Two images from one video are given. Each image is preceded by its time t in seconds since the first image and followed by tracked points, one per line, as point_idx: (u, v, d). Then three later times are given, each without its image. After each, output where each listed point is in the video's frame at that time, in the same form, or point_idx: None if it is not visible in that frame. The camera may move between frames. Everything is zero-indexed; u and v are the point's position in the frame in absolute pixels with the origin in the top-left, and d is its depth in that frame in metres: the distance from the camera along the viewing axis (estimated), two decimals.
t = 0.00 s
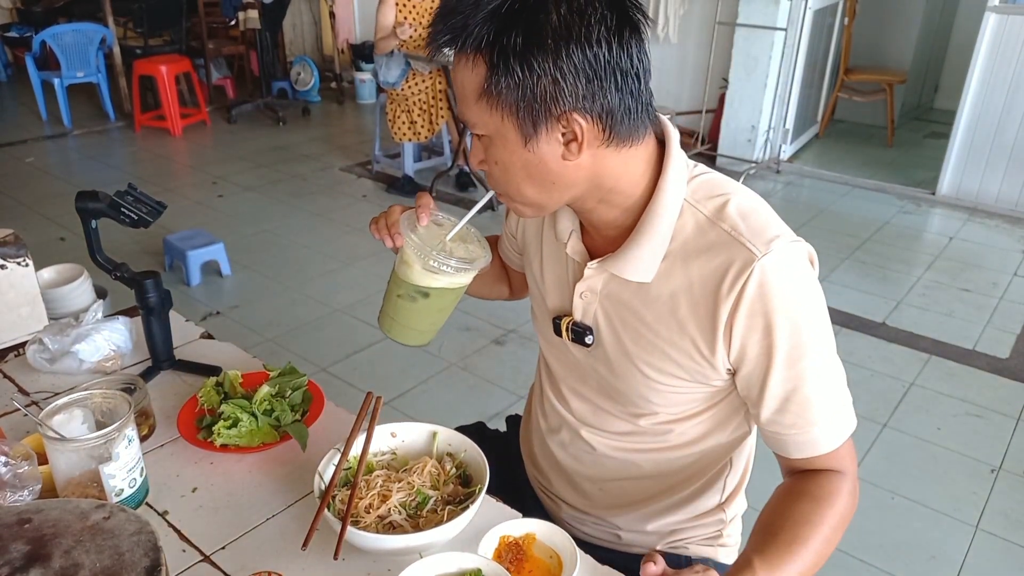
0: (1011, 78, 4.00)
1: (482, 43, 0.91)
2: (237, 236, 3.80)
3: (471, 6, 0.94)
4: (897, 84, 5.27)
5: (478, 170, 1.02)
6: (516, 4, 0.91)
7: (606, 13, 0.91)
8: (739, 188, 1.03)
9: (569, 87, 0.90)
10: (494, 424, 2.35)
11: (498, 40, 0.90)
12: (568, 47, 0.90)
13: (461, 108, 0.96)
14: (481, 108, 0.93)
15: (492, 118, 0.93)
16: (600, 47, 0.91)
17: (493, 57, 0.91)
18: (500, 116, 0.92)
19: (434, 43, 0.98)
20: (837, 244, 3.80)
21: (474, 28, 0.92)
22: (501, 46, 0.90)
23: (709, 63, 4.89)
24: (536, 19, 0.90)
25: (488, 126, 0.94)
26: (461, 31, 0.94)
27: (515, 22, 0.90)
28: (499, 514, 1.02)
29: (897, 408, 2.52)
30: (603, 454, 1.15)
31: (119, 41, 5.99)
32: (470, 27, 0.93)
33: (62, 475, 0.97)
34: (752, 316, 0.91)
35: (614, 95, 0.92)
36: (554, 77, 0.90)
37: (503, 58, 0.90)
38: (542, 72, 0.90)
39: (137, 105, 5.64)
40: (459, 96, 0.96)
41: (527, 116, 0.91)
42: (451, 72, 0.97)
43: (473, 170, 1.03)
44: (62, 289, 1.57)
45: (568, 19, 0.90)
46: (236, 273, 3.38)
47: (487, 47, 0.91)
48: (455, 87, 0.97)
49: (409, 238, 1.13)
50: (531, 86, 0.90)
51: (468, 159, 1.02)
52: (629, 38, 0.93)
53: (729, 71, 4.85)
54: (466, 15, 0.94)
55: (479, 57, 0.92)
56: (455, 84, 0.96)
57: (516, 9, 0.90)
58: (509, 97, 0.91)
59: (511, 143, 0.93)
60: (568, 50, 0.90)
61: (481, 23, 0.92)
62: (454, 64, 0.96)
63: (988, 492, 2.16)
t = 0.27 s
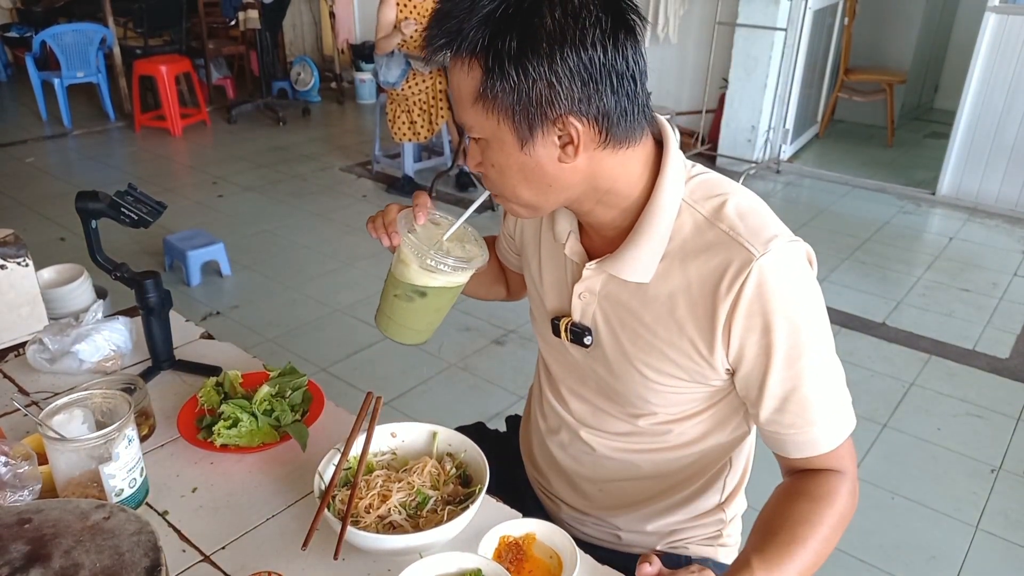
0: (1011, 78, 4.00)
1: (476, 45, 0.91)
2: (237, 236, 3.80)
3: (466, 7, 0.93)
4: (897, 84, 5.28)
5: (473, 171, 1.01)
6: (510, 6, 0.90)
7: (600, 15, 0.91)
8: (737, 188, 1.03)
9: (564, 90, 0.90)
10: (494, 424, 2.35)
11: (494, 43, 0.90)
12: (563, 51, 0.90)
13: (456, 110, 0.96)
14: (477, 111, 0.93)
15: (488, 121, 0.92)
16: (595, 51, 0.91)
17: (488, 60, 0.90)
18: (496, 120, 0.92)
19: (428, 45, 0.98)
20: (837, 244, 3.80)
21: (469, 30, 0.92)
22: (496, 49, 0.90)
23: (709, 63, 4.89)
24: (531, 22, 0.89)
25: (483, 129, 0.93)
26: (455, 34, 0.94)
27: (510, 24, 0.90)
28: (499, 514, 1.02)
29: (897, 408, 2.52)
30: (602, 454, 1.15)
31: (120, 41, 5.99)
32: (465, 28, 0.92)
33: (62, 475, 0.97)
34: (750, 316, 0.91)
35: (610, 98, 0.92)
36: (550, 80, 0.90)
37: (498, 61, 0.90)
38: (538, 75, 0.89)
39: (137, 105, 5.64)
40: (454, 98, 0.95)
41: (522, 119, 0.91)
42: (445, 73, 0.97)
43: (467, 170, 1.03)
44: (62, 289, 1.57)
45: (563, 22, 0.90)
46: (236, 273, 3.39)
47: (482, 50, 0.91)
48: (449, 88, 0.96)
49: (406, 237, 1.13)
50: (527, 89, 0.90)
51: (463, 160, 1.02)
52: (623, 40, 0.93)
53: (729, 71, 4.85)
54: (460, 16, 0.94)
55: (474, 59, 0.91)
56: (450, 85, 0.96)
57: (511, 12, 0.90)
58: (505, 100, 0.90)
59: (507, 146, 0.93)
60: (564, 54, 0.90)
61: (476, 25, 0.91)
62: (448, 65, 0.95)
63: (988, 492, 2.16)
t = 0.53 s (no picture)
0: (1011, 78, 4.00)
1: (477, 45, 0.91)
2: (237, 236, 3.80)
3: (467, 6, 0.93)
4: (897, 84, 5.27)
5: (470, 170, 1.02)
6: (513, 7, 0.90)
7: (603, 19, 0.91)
8: (736, 188, 1.03)
9: (564, 93, 0.90)
10: (494, 424, 2.35)
11: (495, 44, 0.90)
12: (564, 53, 0.90)
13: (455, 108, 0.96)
14: (476, 111, 0.93)
15: (487, 121, 0.92)
16: (597, 54, 0.91)
17: (489, 60, 0.90)
18: (495, 120, 0.92)
19: (429, 42, 0.98)
20: (837, 244, 3.80)
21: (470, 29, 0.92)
22: (497, 49, 0.90)
23: (709, 63, 4.89)
24: (533, 24, 0.89)
25: (482, 129, 0.94)
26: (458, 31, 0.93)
27: (512, 25, 0.90)
28: (499, 514, 1.02)
29: (897, 408, 2.52)
30: (601, 455, 1.15)
31: (119, 41, 5.99)
32: (467, 27, 0.92)
33: (62, 475, 0.97)
34: (749, 316, 0.92)
35: (609, 102, 0.92)
36: (550, 82, 0.90)
37: (499, 62, 0.90)
38: (538, 77, 0.89)
39: (137, 105, 5.64)
40: (453, 96, 0.95)
41: (522, 121, 0.91)
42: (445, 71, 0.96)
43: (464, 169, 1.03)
44: (62, 288, 1.57)
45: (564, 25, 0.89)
46: (236, 273, 3.39)
47: (483, 49, 0.90)
48: (449, 87, 0.96)
49: (405, 236, 1.13)
50: (527, 92, 0.90)
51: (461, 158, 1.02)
52: (626, 45, 0.93)
53: (728, 71, 4.86)
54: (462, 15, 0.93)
55: (474, 59, 0.91)
56: (450, 83, 0.96)
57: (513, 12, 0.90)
58: (504, 101, 0.90)
59: (505, 147, 0.93)
60: (565, 56, 0.89)
61: (478, 25, 0.91)
62: (448, 63, 0.95)
63: (988, 492, 2.16)
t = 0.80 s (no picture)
0: (1011, 78, 4.00)
1: (488, 44, 0.90)
2: (237, 236, 3.80)
3: (479, 3, 0.92)
4: (897, 84, 5.27)
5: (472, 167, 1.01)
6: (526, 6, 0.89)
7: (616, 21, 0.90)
8: (737, 190, 1.03)
9: (572, 95, 0.90)
10: (494, 424, 2.35)
11: (506, 42, 0.89)
12: (577, 54, 0.89)
13: (461, 105, 0.96)
14: (484, 109, 0.93)
15: (494, 121, 0.92)
16: (610, 57, 0.90)
17: (500, 59, 0.90)
18: (502, 120, 0.92)
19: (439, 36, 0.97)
20: (837, 244, 3.80)
21: (481, 27, 0.91)
22: (508, 48, 0.89)
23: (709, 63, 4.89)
24: (546, 24, 0.89)
25: (489, 127, 0.93)
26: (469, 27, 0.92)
27: (524, 25, 0.89)
28: (499, 514, 1.02)
29: (898, 408, 2.52)
30: (601, 455, 1.15)
31: (119, 41, 5.99)
32: (477, 24, 0.91)
33: (62, 475, 0.97)
34: (750, 317, 0.92)
35: (619, 106, 0.92)
36: (561, 84, 0.89)
37: (509, 61, 0.89)
38: (548, 78, 0.89)
39: (136, 105, 5.64)
40: (460, 93, 0.95)
41: (530, 121, 0.91)
42: (452, 67, 0.96)
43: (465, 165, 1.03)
44: (62, 289, 1.57)
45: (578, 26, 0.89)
46: (236, 273, 3.39)
47: (493, 48, 0.90)
48: (456, 83, 0.96)
49: (399, 237, 1.13)
50: (536, 92, 0.89)
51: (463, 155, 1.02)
52: (639, 48, 0.92)
53: (729, 71, 4.86)
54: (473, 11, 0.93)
55: (484, 57, 0.91)
56: (457, 80, 0.95)
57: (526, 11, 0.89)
58: (513, 100, 0.90)
59: (512, 146, 0.93)
60: (577, 57, 0.89)
61: (489, 23, 0.90)
62: (456, 60, 0.94)
63: (988, 492, 2.16)
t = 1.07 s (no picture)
0: (1011, 78, 4.00)
1: (520, 54, 0.87)
2: (237, 236, 3.80)
3: (499, 12, 0.88)
4: (897, 84, 5.27)
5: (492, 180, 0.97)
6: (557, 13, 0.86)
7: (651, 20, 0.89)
8: (745, 191, 1.03)
9: (612, 99, 0.89)
10: (494, 425, 2.35)
11: (543, 50, 0.86)
12: (616, 59, 0.87)
13: (486, 119, 0.91)
14: (517, 122, 0.89)
15: (531, 133, 0.89)
16: (647, 57, 0.89)
17: (536, 70, 0.86)
18: (539, 131, 0.89)
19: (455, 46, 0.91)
20: (837, 244, 3.81)
21: (510, 37, 0.87)
22: (544, 58, 0.86)
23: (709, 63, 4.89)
24: (582, 30, 0.86)
25: (523, 139, 0.90)
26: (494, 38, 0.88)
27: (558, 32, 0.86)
28: (500, 514, 1.02)
29: (898, 408, 2.52)
30: (604, 456, 1.15)
31: (119, 41, 5.99)
32: (503, 34, 0.87)
33: (62, 475, 0.97)
34: (759, 318, 0.92)
35: (653, 105, 0.92)
36: (601, 90, 0.88)
37: (547, 70, 0.86)
38: (589, 85, 0.87)
39: (136, 105, 5.64)
40: (485, 107, 0.90)
41: (571, 129, 0.89)
42: (472, 80, 0.90)
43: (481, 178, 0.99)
44: (62, 289, 1.57)
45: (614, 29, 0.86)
46: (236, 273, 3.39)
47: (527, 58, 0.87)
48: (478, 97, 0.91)
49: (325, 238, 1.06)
50: (577, 99, 0.88)
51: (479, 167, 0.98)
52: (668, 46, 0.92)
53: (729, 71, 4.86)
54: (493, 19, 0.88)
55: (515, 69, 0.87)
56: (478, 93, 0.90)
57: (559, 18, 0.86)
58: (553, 111, 0.88)
59: (549, 157, 0.91)
60: (616, 60, 0.87)
61: (519, 31, 0.87)
62: (479, 73, 0.89)
63: (988, 492, 2.16)
